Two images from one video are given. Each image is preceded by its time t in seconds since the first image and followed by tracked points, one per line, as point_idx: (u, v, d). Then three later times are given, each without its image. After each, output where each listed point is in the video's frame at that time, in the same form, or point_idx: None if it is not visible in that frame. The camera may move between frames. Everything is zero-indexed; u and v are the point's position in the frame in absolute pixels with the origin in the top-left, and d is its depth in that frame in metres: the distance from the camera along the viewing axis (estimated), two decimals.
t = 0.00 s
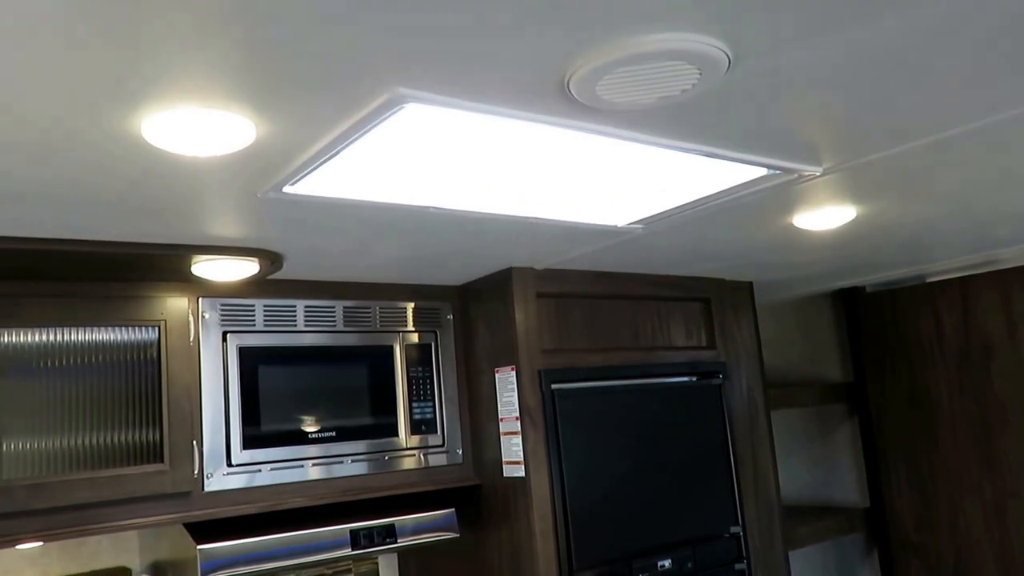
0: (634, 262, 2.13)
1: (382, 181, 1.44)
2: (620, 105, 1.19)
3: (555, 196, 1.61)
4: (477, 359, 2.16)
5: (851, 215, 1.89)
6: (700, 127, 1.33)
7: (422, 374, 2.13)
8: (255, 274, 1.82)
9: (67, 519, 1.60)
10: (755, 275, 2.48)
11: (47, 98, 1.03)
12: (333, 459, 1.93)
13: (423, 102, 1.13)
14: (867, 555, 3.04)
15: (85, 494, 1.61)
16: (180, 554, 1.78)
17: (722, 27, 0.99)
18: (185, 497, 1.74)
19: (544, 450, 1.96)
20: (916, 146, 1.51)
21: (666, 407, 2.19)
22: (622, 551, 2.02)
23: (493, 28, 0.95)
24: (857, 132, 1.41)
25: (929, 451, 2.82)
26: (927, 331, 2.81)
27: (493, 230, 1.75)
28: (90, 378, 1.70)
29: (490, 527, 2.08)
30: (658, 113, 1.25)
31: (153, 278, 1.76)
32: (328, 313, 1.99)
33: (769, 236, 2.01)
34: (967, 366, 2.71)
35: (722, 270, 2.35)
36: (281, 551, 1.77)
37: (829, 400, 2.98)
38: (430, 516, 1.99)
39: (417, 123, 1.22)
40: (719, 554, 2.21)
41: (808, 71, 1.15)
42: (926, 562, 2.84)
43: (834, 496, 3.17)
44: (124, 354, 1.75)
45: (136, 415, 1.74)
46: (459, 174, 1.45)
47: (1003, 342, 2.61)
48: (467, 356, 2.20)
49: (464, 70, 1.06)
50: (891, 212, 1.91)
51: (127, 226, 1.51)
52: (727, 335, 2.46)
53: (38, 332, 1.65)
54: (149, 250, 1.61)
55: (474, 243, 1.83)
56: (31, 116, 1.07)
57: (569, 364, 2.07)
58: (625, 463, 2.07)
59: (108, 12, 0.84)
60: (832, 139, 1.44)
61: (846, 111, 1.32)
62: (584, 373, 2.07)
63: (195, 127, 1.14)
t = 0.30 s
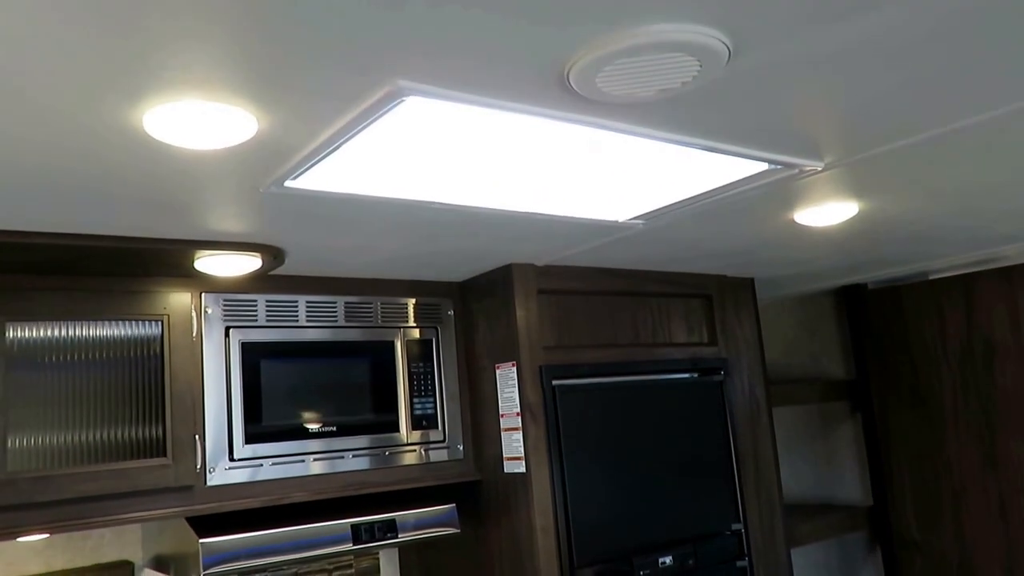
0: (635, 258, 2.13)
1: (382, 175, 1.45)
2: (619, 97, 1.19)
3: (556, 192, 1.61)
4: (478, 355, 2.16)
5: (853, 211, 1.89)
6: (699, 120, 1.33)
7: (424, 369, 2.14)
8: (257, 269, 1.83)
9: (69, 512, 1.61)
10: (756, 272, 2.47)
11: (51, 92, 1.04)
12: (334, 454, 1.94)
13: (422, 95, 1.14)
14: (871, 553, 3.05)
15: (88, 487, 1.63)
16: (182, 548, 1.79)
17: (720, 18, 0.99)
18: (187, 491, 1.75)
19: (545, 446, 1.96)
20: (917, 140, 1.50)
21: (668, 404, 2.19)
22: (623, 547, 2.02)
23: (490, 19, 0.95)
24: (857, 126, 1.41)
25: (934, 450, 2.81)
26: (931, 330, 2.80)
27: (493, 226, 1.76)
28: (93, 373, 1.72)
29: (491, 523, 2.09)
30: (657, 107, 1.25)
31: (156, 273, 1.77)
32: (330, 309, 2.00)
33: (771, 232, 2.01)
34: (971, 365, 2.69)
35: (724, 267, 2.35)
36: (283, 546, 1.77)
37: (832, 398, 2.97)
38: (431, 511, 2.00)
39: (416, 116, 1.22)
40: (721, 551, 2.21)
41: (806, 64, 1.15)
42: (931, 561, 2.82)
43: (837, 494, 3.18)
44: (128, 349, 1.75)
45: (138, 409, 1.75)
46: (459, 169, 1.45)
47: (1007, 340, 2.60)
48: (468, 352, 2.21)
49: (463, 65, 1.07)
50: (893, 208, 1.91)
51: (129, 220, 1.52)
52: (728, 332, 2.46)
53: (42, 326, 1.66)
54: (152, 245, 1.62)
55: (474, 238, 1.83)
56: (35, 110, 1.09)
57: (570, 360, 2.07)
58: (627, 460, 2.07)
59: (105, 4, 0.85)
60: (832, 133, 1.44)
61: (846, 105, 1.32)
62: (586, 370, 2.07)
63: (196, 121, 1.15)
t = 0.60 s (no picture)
0: (633, 249, 2.12)
1: (380, 164, 1.45)
2: (617, 85, 1.18)
3: (555, 182, 1.61)
4: (476, 345, 2.16)
5: (852, 202, 1.89)
6: (700, 109, 1.33)
7: (422, 360, 2.14)
8: (255, 258, 1.83)
9: (68, 500, 1.61)
10: (755, 264, 2.47)
11: (46, 78, 1.03)
12: (331, 444, 1.94)
13: (421, 82, 1.13)
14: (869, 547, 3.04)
15: (86, 475, 1.63)
16: (179, 536, 1.79)
17: (719, 5, 0.99)
18: (185, 480, 1.75)
19: (543, 437, 1.96)
20: (917, 131, 1.49)
21: (667, 396, 2.19)
22: (621, 539, 2.01)
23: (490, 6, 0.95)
24: (856, 116, 1.41)
25: (935, 446, 2.79)
26: (931, 324, 2.79)
27: (491, 216, 1.76)
28: (91, 363, 1.72)
29: (488, 514, 2.09)
30: (655, 95, 1.25)
31: (155, 262, 1.77)
32: (328, 298, 2.00)
33: (770, 223, 2.00)
34: (972, 359, 2.68)
35: (723, 258, 2.34)
36: (280, 535, 1.78)
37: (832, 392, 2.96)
38: (429, 502, 2.00)
39: (415, 104, 1.22)
40: (720, 544, 2.20)
41: (806, 52, 1.15)
42: (930, 555, 2.81)
43: (835, 487, 3.16)
44: (127, 339, 1.76)
45: (136, 399, 1.75)
46: (457, 158, 1.45)
47: (1009, 336, 2.59)
48: (466, 342, 2.21)
49: (462, 53, 1.06)
50: (892, 200, 1.90)
51: (127, 208, 1.52)
52: (727, 324, 2.45)
53: (41, 315, 1.67)
54: (150, 233, 1.62)
55: (472, 228, 1.83)
56: (29, 96, 1.08)
57: (569, 351, 2.06)
58: (625, 451, 2.06)
59: None
60: (831, 124, 1.43)
61: (845, 95, 1.31)
62: (584, 361, 2.07)
63: (195, 108, 1.14)
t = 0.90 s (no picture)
0: (634, 239, 2.12)
1: (385, 153, 1.44)
2: (622, 76, 1.18)
3: (558, 171, 1.61)
4: (475, 334, 2.16)
5: (852, 194, 1.89)
6: (704, 101, 1.32)
7: (421, 348, 2.14)
8: (254, 245, 1.82)
9: (65, 485, 1.61)
10: (754, 254, 2.47)
11: (50, 62, 1.02)
12: (330, 432, 1.94)
13: (426, 70, 1.13)
14: (865, 535, 3.07)
15: (84, 461, 1.62)
16: (176, 523, 1.79)
17: None
18: (183, 466, 1.75)
19: (541, 426, 1.97)
20: (919, 124, 1.49)
21: (665, 386, 2.19)
22: (619, 527, 2.02)
23: None
24: (860, 109, 1.41)
25: (929, 436, 2.81)
26: (927, 315, 2.80)
27: (492, 204, 1.75)
28: (88, 349, 1.72)
29: (486, 502, 2.09)
30: (660, 85, 1.24)
31: (153, 248, 1.76)
32: (327, 286, 2.00)
33: (771, 214, 2.00)
34: (968, 350, 2.70)
35: (722, 249, 2.34)
36: (278, 522, 1.78)
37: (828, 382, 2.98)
38: (427, 490, 2.01)
39: (420, 92, 1.21)
40: (717, 533, 2.22)
41: (812, 44, 1.14)
42: (925, 543, 2.83)
43: (831, 477, 3.19)
44: (125, 325, 1.75)
45: (134, 386, 1.75)
46: (462, 146, 1.44)
47: (1004, 327, 2.60)
48: (465, 331, 2.21)
49: (469, 41, 1.06)
50: (892, 192, 1.90)
51: (127, 194, 1.51)
52: (725, 314, 2.46)
53: (39, 301, 1.66)
54: (149, 219, 1.61)
55: (473, 217, 1.83)
56: (31, 79, 1.07)
57: (568, 340, 2.07)
58: (623, 440, 2.07)
59: None
60: (834, 116, 1.43)
61: (850, 87, 1.31)
62: (583, 351, 2.07)
63: (196, 95, 1.13)
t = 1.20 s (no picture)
0: (633, 229, 2.12)
1: (386, 141, 1.43)
2: (625, 68, 1.18)
3: (559, 161, 1.61)
4: (473, 323, 2.16)
5: (851, 187, 1.89)
6: (706, 92, 1.32)
7: (418, 336, 2.13)
8: (253, 232, 1.81)
9: (62, 472, 1.60)
10: (752, 246, 2.47)
11: (50, 48, 1.01)
12: (327, 420, 1.94)
13: (428, 60, 1.12)
14: (858, 525, 3.09)
15: (80, 448, 1.61)
16: (173, 510, 1.78)
17: None
18: (180, 453, 1.75)
19: (538, 416, 1.97)
20: (920, 118, 1.49)
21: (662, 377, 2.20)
22: (615, 517, 2.03)
23: None
24: (861, 103, 1.41)
25: (923, 429, 2.83)
26: (923, 309, 2.81)
27: (493, 194, 1.75)
28: (85, 336, 1.71)
29: (483, 490, 2.10)
30: (663, 76, 1.24)
31: (150, 234, 1.75)
32: (326, 274, 1.99)
33: (770, 206, 2.01)
34: (964, 345, 2.71)
35: (721, 240, 2.35)
36: (275, 510, 1.78)
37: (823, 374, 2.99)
38: (423, 479, 2.01)
39: (422, 81, 1.21)
40: (712, 523, 2.23)
41: (817, 37, 1.14)
42: (918, 535, 2.86)
43: (825, 468, 3.21)
44: (122, 312, 1.75)
45: (131, 373, 1.74)
46: (465, 135, 1.44)
47: (1000, 322, 2.62)
48: (463, 320, 2.21)
49: (473, 30, 1.05)
50: (891, 185, 1.91)
51: (126, 180, 1.50)
52: (723, 305, 2.46)
53: (35, 286, 1.65)
54: (146, 206, 1.60)
55: (473, 206, 1.82)
56: (30, 64, 1.06)
57: (566, 330, 2.07)
58: (621, 430, 2.08)
59: None
60: (834, 110, 1.43)
61: (853, 80, 1.31)
62: (581, 341, 2.07)
63: (196, 82, 1.13)
